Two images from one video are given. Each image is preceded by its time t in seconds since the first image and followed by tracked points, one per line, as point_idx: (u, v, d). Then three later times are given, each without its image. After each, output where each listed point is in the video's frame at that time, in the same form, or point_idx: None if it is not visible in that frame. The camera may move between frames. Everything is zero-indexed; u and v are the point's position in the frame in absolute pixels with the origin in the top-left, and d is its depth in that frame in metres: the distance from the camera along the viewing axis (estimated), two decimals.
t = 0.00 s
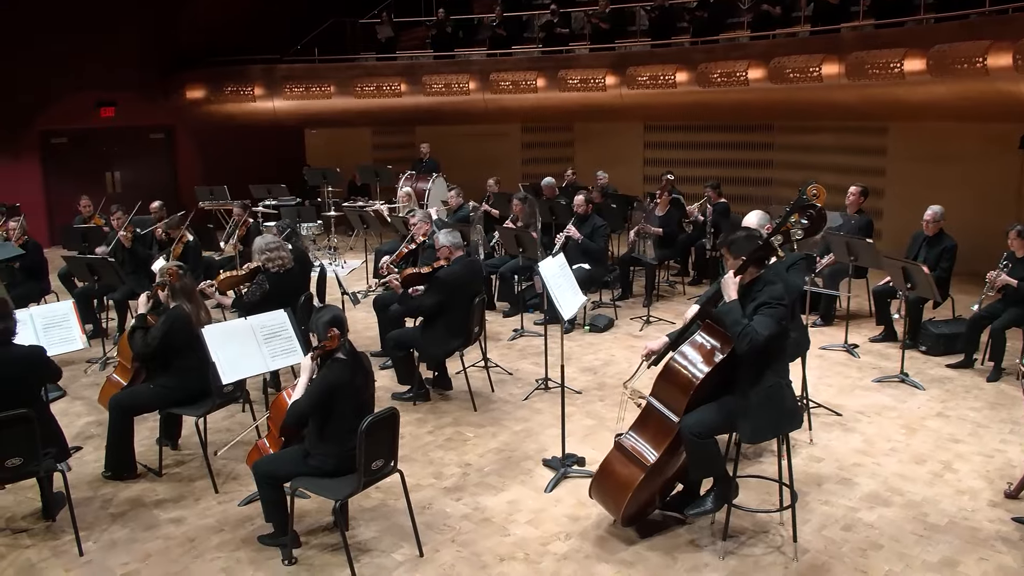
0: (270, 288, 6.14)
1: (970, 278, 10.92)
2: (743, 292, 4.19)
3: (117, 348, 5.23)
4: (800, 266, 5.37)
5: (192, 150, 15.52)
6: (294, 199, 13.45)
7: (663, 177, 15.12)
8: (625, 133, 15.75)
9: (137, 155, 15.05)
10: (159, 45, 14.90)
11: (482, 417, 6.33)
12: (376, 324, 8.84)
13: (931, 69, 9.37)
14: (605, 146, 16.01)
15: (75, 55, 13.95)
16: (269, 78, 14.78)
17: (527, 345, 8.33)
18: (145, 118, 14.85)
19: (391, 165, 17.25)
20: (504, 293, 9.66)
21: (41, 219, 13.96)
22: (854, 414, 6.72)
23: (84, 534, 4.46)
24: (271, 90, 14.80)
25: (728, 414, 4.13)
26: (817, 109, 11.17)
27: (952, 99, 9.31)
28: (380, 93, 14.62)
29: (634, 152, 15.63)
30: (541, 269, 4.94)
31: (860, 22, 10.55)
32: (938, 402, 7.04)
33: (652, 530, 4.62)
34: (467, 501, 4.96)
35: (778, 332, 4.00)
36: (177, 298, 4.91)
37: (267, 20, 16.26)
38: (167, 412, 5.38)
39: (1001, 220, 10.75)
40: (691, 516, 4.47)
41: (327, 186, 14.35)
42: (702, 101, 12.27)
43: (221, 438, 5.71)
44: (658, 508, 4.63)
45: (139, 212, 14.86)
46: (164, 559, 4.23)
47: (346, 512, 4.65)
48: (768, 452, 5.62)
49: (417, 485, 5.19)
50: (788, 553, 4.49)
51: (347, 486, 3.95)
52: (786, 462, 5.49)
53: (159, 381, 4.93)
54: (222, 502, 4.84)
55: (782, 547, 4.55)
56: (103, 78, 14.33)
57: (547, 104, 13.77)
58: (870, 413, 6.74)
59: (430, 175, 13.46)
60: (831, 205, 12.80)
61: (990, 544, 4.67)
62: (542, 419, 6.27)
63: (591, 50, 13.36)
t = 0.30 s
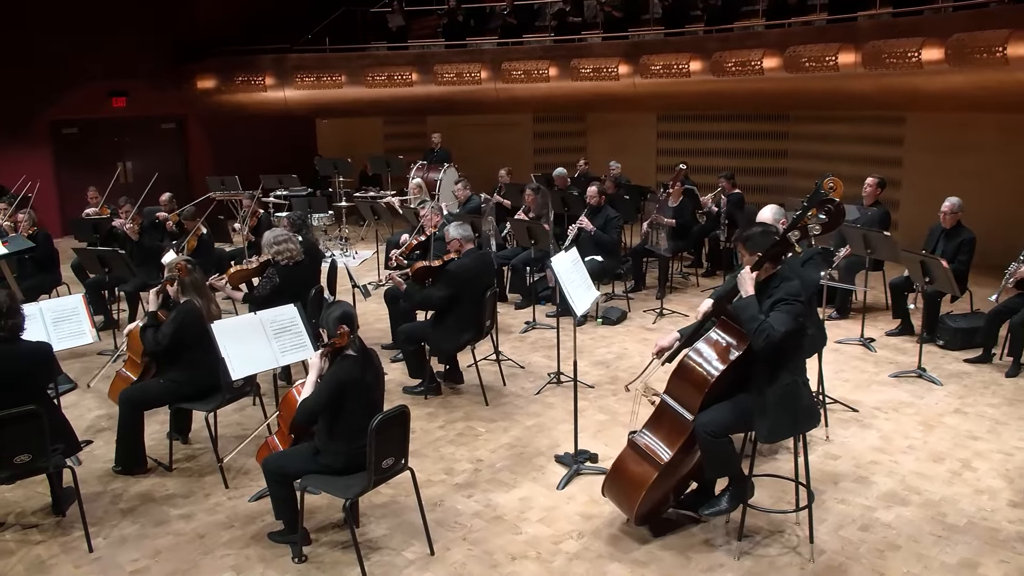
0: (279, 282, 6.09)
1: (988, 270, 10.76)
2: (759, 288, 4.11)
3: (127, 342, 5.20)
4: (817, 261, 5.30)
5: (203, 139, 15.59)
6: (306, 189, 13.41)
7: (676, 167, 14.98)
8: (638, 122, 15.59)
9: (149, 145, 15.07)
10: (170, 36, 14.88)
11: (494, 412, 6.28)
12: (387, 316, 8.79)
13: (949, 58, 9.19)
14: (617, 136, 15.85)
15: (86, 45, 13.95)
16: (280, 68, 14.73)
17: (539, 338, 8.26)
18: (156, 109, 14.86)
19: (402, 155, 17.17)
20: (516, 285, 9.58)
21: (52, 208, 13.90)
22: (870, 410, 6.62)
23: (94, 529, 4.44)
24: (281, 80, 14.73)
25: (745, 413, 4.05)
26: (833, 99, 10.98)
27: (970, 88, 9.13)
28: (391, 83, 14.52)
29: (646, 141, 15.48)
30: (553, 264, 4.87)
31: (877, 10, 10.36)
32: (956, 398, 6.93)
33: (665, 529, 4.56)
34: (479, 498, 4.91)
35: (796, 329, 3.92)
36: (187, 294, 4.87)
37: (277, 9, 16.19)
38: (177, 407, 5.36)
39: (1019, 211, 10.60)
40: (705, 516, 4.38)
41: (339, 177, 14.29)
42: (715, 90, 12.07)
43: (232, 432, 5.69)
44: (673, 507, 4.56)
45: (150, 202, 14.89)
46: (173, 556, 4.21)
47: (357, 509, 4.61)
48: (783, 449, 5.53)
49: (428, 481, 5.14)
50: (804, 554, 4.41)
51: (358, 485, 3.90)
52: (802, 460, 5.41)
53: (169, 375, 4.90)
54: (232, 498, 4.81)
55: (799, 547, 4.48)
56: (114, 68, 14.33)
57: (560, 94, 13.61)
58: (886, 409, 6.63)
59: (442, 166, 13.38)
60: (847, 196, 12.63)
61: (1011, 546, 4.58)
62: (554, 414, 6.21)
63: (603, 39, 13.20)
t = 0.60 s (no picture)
0: (290, 279, 6.06)
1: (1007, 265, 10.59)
2: (775, 289, 4.00)
3: (135, 340, 5.17)
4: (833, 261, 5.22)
5: (214, 131, 15.75)
6: (317, 181, 13.37)
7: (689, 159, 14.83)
8: (651, 113, 15.42)
9: (161, 137, 15.09)
10: (181, 27, 14.85)
11: (504, 410, 6.22)
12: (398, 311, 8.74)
13: (968, 50, 9.01)
14: (630, 128, 15.70)
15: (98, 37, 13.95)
16: (291, 59, 14.68)
17: (551, 334, 8.19)
18: (168, 101, 14.87)
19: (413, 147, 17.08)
20: (528, 279, 9.50)
21: (64, 201, 13.92)
22: (887, 409, 6.51)
23: (102, 529, 4.42)
24: (293, 72, 14.69)
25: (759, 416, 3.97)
26: (848, 91, 10.77)
27: (988, 81, 8.95)
28: (403, 75, 14.43)
29: (659, 133, 15.32)
30: (566, 263, 4.79)
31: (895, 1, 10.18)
32: (974, 397, 6.81)
33: (678, 532, 4.48)
34: (489, 499, 4.85)
35: (814, 331, 3.81)
36: (194, 291, 4.84)
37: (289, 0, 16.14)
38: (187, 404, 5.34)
39: None
40: (718, 520, 4.25)
41: (350, 169, 14.23)
42: (730, 82, 11.86)
43: (241, 429, 5.66)
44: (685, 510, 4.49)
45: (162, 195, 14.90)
46: (181, 556, 4.18)
47: (366, 509, 4.57)
48: (798, 451, 5.45)
49: (437, 480, 5.09)
50: (819, 559, 4.33)
51: (366, 487, 3.85)
52: (817, 461, 5.32)
53: (177, 373, 4.88)
54: (241, 496, 4.78)
55: (813, 552, 4.40)
56: (126, 60, 14.33)
57: (573, 85, 13.45)
58: (902, 409, 6.53)
59: (453, 158, 13.29)
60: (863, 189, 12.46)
61: None
62: (565, 412, 6.14)
63: (616, 30, 13.04)
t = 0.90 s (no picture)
0: (299, 278, 6.03)
1: None
2: (790, 295, 3.94)
3: (142, 340, 5.13)
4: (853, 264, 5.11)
5: (225, 125, 15.74)
6: (328, 175, 13.33)
7: (702, 154, 14.68)
8: (664, 107, 15.26)
9: (174, 131, 15.14)
10: (192, 21, 14.84)
11: (514, 411, 6.16)
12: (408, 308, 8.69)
13: (987, 45, 8.83)
14: (643, 122, 15.55)
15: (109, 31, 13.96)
16: (302, 53, 14.63)
17: (562, 333, 8.13)
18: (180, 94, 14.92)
19: (425, 141, 16.99)
20: (539, 276, 9.43)
21: (76, 197, 13.99)
22: (902, 413, 6.41)
23: (109, 530, 4.41)
24: (304, 65, 14.64)
25: (772, 425, 3.91)
26: (864, 85, 10.56)
27: (1007, 76, 8.78)
28: (414, 68, 14.35)
29: (673, 127, 15.16)
30: (576, 266, 4.70)
31: None
32: (990, 400, 6.69)
33: (689, 540, 4.42)
34: (497, 503, 4.80)
35: (828, 339, 3.74)
36: (201, 291, 4.80)
37: None
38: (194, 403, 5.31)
39: None
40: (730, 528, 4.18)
41: (361, 163, 14.17)
42: (744, 76, 11.71)
43: (250, 429, 5.64)
44: (697, 517, 4.42)
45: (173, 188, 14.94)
46: (187, 559, 4.16)
47: (373, 513, 4.53)
48: (810, 455, 5.36)
49: (445, 483, 5.04)
50: (832, 568, 4.25)
51: (373, 493, 3.80)
52: (831, 466, 5.24)
53: (184, 373, 4.84)
54: (248, 499, 4.76)
55: (826, 561, 4.32)
56: (137, 53, 14.35)
57: (586, 79, 13.28)
58: (918, 412, 6.43)
59: (464, 153, 13.21)
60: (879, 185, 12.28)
61: None
62: (575, 413, 6.08)
63: (630, 23, 12.86)
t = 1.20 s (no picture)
0: (306, 278, 6.00)
1: None
2: (803, 303, 3.84)
3: (147, 341, 5.09)
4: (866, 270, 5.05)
5: (235, 121, 15.85)
6: (337, 170, 13.29)
7: (715, 151, 14.54)
8: (677, 102, 15.09)
9: (185, 126, 15.22)
10: (202, 15, 14.82)
11: (522, 413, 6.11)
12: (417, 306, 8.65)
13: (1005, 41, 8.65)
14: (655, 117, 15.41)
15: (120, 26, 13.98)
16: (312, 47, 14.58)
17: (571, 332, 8.07)
18: (190, 89, 14.96)
19: (435, 136, 16.89)
20: (549, 275, 9.37)
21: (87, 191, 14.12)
22: (915, 418, 6.32)
23: (114, 535, 4.39)
24: (314, 60, 14.60)
25: (784, 435, 3.84)
26: (879, 81, 10.39)
27: None
28: (424, 63, 14.26)
29: (685, 123, 15.00)
30: (585, 270, 4.61)
31: None
32: (1006, 405, 6.58)
33: (698, 550, 4.35)
34: (504, 509, 4.76)
35: (841, 348, 3.65)
36: (206, 293, 4.77)
37: None
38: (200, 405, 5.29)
39: None
40: (740, 539, 4.11)
41: (370, 159, 14.10)
42: (757, 72, 11.52)
43: (256, 431, 5.61)
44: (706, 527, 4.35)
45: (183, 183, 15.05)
46: (192, 565, 4.13)
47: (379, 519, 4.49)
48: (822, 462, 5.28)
49: (452, 488, 5.00)
50: None
51: (378, 501, 3.76)
52: (843, 473, 5.16)
53: (189, 377, 4.80)
54: (254, 503, 4.73)
55: (837, 572, 4.25)
56: (147, 48, 14.36)
57: (598, 74, 13.16)
58: (931, 417, 6.33)
59: (474, 148, 13.11)
60: (894, 181, 12.10)
61: None
62: (584, 416, 6.02)
63: (642, 17, 12.69)
